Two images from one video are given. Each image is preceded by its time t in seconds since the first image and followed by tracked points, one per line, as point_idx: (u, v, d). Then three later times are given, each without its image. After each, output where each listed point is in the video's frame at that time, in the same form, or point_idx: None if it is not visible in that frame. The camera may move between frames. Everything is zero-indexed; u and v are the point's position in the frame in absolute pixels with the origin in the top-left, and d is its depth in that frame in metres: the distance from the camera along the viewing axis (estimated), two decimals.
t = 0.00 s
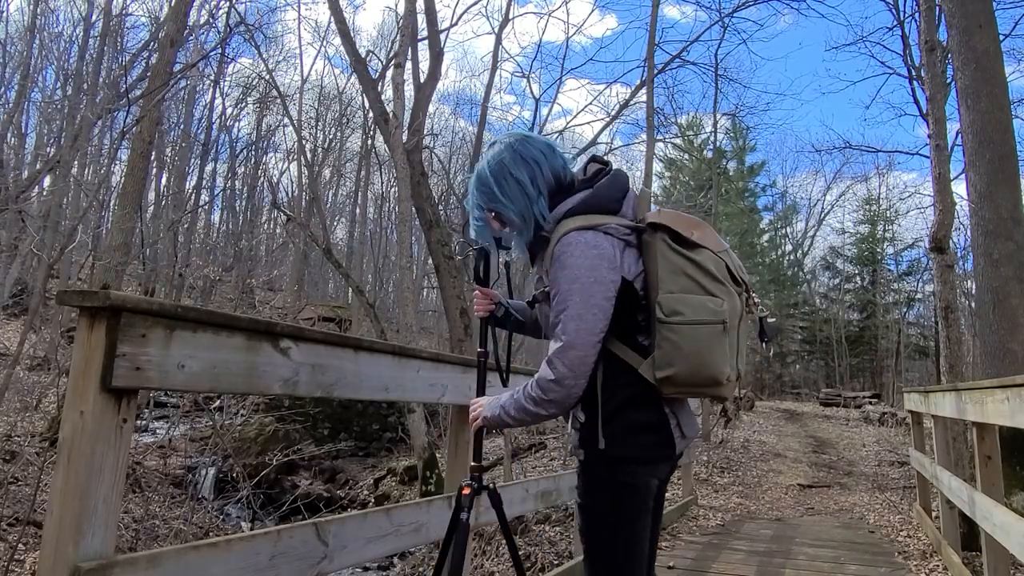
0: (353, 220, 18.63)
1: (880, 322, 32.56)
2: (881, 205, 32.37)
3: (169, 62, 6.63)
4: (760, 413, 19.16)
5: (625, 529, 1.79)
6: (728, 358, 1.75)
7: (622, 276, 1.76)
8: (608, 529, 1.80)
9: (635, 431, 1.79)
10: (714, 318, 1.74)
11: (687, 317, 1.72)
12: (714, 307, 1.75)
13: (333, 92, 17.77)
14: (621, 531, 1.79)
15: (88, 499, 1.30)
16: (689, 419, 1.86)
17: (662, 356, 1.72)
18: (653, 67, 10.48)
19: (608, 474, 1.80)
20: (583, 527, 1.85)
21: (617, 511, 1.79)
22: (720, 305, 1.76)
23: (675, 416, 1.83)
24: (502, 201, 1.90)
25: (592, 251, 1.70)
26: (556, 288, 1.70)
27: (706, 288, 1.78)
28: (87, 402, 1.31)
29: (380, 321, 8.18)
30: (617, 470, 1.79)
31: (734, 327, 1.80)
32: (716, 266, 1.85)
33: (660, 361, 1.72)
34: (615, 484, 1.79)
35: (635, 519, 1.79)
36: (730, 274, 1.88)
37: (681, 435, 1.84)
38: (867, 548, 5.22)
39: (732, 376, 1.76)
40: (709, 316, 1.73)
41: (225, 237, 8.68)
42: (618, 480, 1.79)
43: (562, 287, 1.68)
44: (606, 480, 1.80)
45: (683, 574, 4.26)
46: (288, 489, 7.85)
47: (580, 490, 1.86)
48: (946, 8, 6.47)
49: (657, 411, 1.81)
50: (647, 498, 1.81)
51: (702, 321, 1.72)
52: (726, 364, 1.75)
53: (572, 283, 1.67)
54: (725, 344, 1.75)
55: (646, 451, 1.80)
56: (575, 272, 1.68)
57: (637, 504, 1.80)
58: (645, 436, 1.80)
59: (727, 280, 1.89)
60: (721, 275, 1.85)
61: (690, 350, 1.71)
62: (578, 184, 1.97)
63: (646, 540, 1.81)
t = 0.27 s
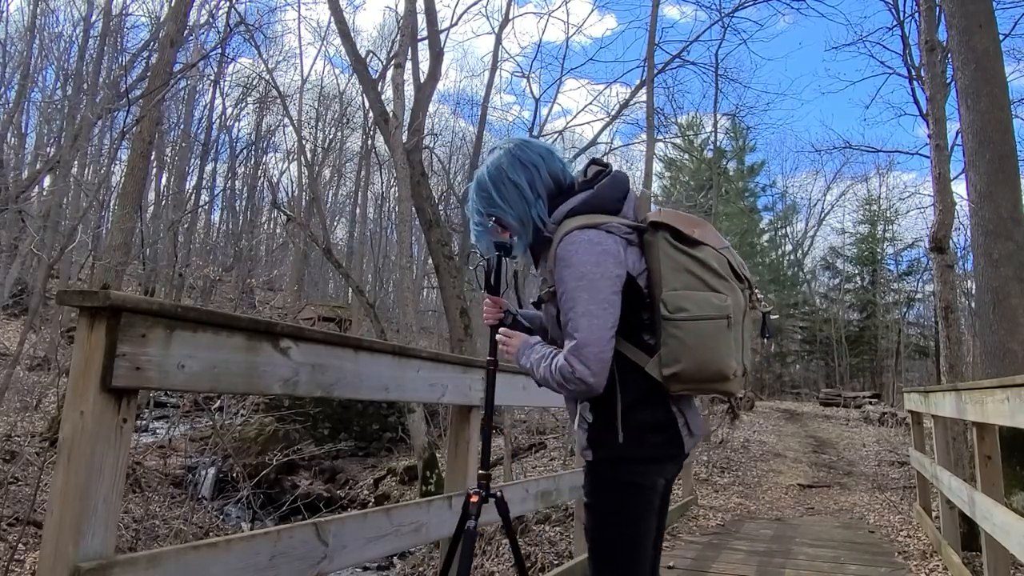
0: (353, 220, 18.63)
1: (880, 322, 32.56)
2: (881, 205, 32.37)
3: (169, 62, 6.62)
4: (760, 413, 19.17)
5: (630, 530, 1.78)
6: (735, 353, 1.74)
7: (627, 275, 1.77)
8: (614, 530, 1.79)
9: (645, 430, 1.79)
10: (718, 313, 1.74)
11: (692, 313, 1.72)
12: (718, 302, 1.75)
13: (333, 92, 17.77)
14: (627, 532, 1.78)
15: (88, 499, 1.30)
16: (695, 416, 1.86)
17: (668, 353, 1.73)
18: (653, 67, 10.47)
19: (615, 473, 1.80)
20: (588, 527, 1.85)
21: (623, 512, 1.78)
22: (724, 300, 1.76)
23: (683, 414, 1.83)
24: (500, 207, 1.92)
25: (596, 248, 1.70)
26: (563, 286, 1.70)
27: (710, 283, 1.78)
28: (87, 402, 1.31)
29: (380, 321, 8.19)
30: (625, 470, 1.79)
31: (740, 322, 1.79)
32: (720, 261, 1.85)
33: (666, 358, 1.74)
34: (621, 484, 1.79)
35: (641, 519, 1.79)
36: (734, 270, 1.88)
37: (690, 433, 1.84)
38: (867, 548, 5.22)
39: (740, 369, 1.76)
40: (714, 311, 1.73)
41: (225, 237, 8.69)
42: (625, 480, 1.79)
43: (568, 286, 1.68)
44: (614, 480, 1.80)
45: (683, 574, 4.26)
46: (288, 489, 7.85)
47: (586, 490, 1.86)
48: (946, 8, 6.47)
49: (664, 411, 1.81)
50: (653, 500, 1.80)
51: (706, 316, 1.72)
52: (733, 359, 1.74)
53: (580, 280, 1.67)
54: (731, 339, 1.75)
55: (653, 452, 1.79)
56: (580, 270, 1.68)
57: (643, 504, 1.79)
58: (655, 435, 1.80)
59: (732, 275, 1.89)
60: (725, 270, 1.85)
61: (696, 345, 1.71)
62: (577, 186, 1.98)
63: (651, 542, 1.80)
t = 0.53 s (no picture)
0: (353, 220, 18.64)
1: (880, 322, 32.55)
2: (881, 205, 32.36)
3: (168, 62, 6.62)
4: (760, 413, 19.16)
5: (652, 530, 1.78)
6: (768, 352, 1.77)
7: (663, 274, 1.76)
8: (635, 530, 1.79)
9: (674, 431, 1.80)
10: (753, 312, 1.76)
11: (728, 313, 1.74)
12: (752, 301, 1.77)
13: (333, 92, 17.77)
14: (650, 531, 1.78)
15: (88, 499, 1.30)
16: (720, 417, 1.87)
17: (703, 352, 1.74)
18: (653, 67, 10.47)
19: (642, 474, 1.80)
20: (609, 526, 1.85)
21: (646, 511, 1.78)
22: (757, 300, 1.78)
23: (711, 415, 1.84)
24: (540, 204, 1.91)
25: (634, 247, 1.70)
26: (600, 283, 1.69)
27: (743, 284, 1.81)
28: (87, 402, 1.31)
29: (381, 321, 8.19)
30: (652, 471, 1.79)
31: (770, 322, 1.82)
32: (749, 263, 1.88)
33: (699, 357, 1.75)
34: (647, 484, 1.79)
35: (663, 521, 1.79)
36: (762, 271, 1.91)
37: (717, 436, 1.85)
38: (867, 548, 5.22)
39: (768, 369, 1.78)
40: (749, 311, 1.75)
41: (225, 237, 8.69)
42: (651, 480, 1.79)
43: (605, 282, 1.68)
44: (641, 479, 1.80)
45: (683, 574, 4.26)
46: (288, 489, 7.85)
47: (611, 489, 1.86)
48: (946, 8, 6.47)
49: (693, 413, 1.81)
50: (676, 502, 1.80)
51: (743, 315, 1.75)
52: (766, 358, 1.77)
53: (618, 277, 1.67)
54: (765, 339, 1.77)
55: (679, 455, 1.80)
56: (617, 267, 1.68)
57: (666, 505, 1.79)
58: (683, 437, 1.80)
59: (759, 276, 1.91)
60: (755, 272, 1.87)
61: (731, 344, 1.73)
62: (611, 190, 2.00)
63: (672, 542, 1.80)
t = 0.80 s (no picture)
0: (353, 220, 18.64)
1: (880, 322, 32.55)
2: (881, 205, 32.37)
3: (168, 61, 6.62)
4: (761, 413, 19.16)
5: (656, 535, 1.79)
6: (792, 354, 1.77)
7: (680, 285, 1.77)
8: (640, 533, 1.79)
9: (691, 439, 1.79)
10: (774, 315, 1.76)
11: (749, 317, 1.74)
12: (772, 304, 1.77)
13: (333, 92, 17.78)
14: (653, 536, 1.78)
15: (88, 499, 1.30)
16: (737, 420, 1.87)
17: (725, 358, 1.75)
18: (653, 67, 10.47)
19: (656, 478, 1.79)
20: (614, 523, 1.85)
21: (653, 516, 1.79)
22: (777, 302, 1.78)
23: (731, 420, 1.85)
24: (545, 226, 1.91)
25: (647, 259, 1.70)
26: (614, 296, 1.69)
27: (761, 287, 1.81)
28: (86, 402, 1.31)
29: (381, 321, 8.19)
30: (666, 476, 1.78)
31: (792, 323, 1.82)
32: (766, 265, 1.88)
33: (722, 364, 1.75)
34: (660, 489, 1.79)
35: (668, 528, 1.79)
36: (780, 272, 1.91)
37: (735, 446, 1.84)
38: (867, 548, 5.22)
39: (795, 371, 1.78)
40: (770, 313, 1.75)
41: (225, 236, 8.69)
42: (663, 487, 1.79)
43: (620, 295, 1.67)
44: (653, 483, 1.79)
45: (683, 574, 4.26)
46: (288, 489, 7.85)
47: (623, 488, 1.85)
48: (946, 8, 6.47)
49: (715, 426, 1.80)
50: (686, 512, 1.80)
51: (764, 319, 1.75)
52: (790, 359, 1.77)
53: (633, 289, 1.67)
54: (789, 340, 1.77)
55: (695, 465, 1.79)
56: (631, 280, 1.67)
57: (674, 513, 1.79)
58: (700, 445, 1.79)
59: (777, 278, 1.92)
60: (773, 273, 1.87)
61: (755, 349, 1.73)
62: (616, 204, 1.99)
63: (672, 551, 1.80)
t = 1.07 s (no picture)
0: (353, 220, 18.64)
1: (880, 321, 32.56)
2: (881, 205, 32.37)
3: (169, 61, 6.62)
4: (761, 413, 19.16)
5: (658, 539, 1.80)
6: (761, 321, 1.73)
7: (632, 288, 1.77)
8: (642, 538, 1.80)
9: (692, 440, 1.77)
10: (731, 286, 1.73)
11: (706, 296, 1.72)
12: (724, 276, 1.75)
13: (332, 92, 17.78)
14: (656, 542, 1.80)
15: (88, 500, 1.30)
16: (739, 410, 1.84)
17: (697, 344, 1.72)
18: (652, 67, 10.48)
19: (656, 481, 1.79)
20: (615, 526, 1.86)
21: (655, 521, 1.80)
22: (731, 273, 1.76)
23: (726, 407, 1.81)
24: (481, 260, 1.95)
25: (582, 271, 1.74)
26: (560, 315, 1.74)
27: (710, 263, 1.79)
28: (87, 402, 1.31)
29: (380, 322, 8.19)
30: (667, 478, 1.78)
31: (755, 291, 1.79)
32: (714, 240, 1.86)
33: (695, 352, 1.73)
34: (663, 495, 1.79)
35: (672, 533, 1.80)
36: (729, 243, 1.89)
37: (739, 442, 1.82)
38: (867, 548, 5.22)
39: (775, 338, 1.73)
40: (725, 286, 1.73)
41: (225, 237, 8.69)
42: (665, 492, 1.79)
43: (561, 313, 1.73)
44: (653, 485, 1.80)
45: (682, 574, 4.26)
46: (288, 490, 7.85)
47: (626, 490, 1.86)
48: (946, 8, 6.47)
49: (718, 427, 1.78)
50: (690, 516, 1.81)
51: (723, 293, 1.72)
52: (764, 327, 1.72)
53: (570, 306, 1.72)
54: (753, 307, 1.73)
55: (698, 470, 1.79)
56: (567, 298, 1.72)
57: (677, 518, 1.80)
58: (700, 446, 1.78)
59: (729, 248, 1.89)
60: (722, 246, 1.85)
61: (721, 325, 1.70)
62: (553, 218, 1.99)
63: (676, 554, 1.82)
